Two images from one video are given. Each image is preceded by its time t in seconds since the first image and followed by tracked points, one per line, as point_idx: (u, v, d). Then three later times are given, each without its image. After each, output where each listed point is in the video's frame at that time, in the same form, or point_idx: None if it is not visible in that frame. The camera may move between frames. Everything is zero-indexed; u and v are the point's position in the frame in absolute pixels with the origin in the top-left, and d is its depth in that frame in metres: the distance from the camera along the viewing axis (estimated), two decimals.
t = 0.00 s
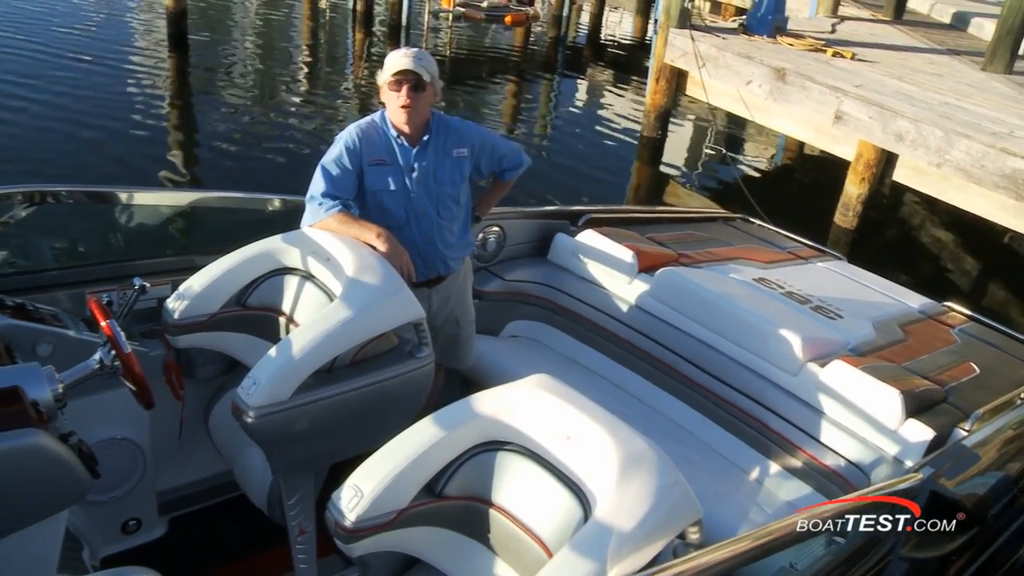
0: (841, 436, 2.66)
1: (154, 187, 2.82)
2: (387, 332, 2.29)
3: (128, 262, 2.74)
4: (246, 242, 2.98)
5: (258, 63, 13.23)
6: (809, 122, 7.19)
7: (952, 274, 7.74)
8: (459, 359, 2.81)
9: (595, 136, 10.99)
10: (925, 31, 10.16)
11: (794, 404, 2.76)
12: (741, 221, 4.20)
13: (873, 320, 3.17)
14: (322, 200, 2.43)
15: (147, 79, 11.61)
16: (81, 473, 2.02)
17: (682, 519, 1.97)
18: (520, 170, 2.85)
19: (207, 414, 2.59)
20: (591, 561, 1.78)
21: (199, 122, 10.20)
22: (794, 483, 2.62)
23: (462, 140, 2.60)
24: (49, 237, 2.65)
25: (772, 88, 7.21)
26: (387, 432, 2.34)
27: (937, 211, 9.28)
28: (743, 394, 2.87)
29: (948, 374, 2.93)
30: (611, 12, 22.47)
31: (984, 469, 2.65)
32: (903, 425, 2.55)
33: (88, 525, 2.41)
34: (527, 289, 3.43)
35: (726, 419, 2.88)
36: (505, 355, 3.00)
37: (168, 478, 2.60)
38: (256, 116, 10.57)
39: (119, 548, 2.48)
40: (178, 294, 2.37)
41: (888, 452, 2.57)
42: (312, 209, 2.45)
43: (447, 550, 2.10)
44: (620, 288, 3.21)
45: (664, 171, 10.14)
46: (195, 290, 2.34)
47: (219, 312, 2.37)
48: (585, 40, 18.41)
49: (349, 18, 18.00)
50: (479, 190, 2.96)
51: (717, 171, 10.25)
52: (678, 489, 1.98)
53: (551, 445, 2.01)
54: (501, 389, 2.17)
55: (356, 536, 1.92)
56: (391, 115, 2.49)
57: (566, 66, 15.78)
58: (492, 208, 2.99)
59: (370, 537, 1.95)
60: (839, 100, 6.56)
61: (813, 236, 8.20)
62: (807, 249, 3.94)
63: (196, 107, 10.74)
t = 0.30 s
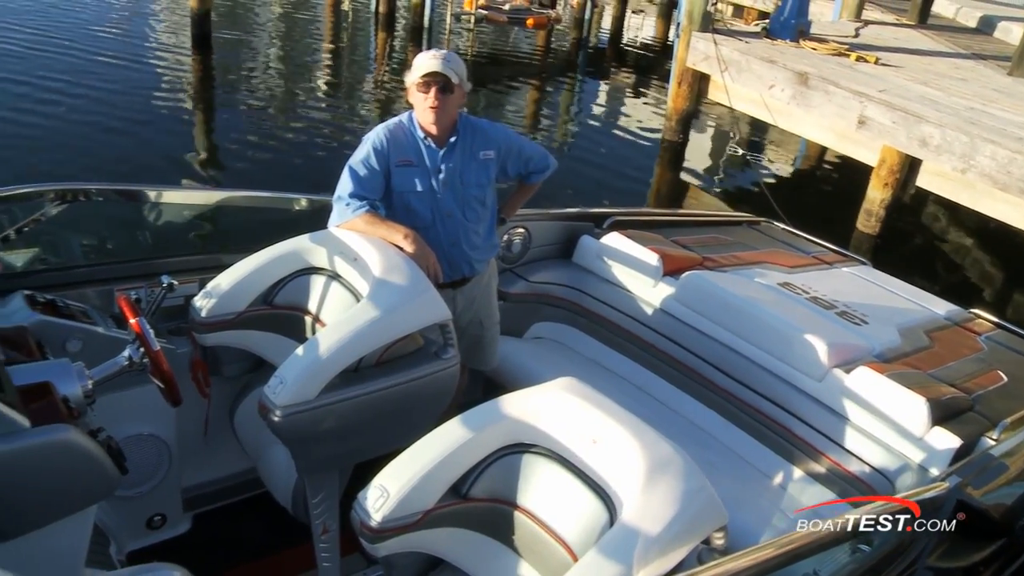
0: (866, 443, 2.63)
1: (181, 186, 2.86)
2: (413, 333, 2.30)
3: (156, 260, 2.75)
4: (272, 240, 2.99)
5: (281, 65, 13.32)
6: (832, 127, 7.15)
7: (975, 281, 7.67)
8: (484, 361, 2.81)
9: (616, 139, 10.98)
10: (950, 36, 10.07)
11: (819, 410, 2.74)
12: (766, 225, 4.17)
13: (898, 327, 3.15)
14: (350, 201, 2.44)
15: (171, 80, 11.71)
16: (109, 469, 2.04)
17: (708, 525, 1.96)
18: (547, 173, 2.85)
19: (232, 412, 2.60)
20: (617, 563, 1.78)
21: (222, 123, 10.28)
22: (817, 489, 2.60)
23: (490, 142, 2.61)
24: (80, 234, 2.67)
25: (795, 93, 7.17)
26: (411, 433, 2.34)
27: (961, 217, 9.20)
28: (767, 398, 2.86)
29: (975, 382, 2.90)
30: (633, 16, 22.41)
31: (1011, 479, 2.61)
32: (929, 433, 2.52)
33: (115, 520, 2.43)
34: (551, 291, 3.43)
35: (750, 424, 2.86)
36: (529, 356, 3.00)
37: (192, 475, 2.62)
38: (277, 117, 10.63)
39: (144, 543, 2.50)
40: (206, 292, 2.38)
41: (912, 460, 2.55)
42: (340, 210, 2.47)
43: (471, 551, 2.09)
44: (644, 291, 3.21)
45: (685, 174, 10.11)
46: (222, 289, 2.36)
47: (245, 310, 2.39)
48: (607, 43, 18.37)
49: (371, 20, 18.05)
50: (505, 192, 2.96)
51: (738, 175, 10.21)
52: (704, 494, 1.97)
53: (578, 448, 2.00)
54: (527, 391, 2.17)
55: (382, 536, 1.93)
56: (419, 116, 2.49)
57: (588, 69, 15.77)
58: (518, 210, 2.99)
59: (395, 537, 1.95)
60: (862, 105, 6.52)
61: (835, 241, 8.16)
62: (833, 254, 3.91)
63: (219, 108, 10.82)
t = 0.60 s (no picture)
0: (895, 451, 2.60)
1: (214, 184, 2.91)
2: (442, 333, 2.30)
3: (187, 257, 2.78)
4: (302, 238, 3.01)
5: (307, 64, 13.42)
6: (860, 132, 7.10)
7: (1004, 289, 7.58)
8: (512, 363, 2.82)
9: (641, 142, 10.96)
10: (981, 41, 9.96)
11: (848, 417, 2.71)
12: (795, 230, 4.14)
13: (928, 334, 3.11)
14: (381, 200, 2.45)
15: (200, 78, 11.83)
16: (140, 462, 2.07)
17: (736, 529, 1.94)
18: (578, 176, 2.85)
19: (261, 409, 2.62)
20: (645, 565, 1.78)
21: (249, 121, 10.37)
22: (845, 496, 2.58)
23: (522, 144, 2.61)
24: (114, 229, 2.72)
25: (823, 98, 7.13)
26: (440, 433, 2.35)
27: (990, 225, 9.09)
28: (794, 403, 2.83)
29: (1007, 391, 2.86)
30: (660, 19, 22.34)
31: None
32: (959, 441, 2.49)
33: (145, 514, 2.46)
34: (579, 293, 3.43)
35: (778, 430, 2.84)
36: (556, 358, 2.99)
37: (222, 470, 2.64)
38: (304, 117, 10.71)
39: (172, 537, 2.53)
40: (237, 290, 2.41)
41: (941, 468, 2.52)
42: (371, 209, 2.48)
43: (496, 551, 2.09)
44: (674, 295, 3.20)
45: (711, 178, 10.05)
46: (254, 286, 2.38)
47: (276, 307, 2.41)
48: (633, 46, 18.35)
49: (398, 20, 18.13)
50: (535, 195, 2.97)
51: (764, 179, 10.15)
52: (733, 498, 1.95)
53: (607, 449, 1.99)
54: (557, 392, 2.17)
55: (411, 535, 1.93)
56: (452, 117, 2.50)
57: (614, 72, 15.75)
58: (548, 213, 2.99)
59: (424, 535, 1.96)
60: (891, 111, 6.46)
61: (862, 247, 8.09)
62: (861, 260, 3.88)
63: (246, 106, 10.93)
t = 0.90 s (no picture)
0: (926, 455, 2.57)
1: (245, 181, 2.94)
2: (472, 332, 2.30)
3: (220, 254, 2.82)
4: (331, 236, 3.03)
5: (335, 64, 13.51)
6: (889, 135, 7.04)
7: None
8: (541, 363, 2.82)
9: (667, 143, 10.93)
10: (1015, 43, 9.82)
11: (878, 420, 2.68)
12: (824, 234, 4.11)
13: (959, 338, 3.07)
14: (413, 199, 2.47)
15: (230, 77, 11.95)
16: (172, 456, 2.10)
17: (766, 529, 1.93)
18: (611, 179, 2.85)
19: (291, 405, 2.64)
20: (675, 564, 1.77)
21: (277, 120, 10.47)
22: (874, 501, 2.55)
23: (555, 147, 2.62)
24: (148, 226, 2.75)
25: (853, 99, 7.08)
26: (469, 431, 2.36)
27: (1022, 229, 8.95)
28: (823, 406, 2.81)
29: None
30: (688, 19, 22.24)
31: None
32: (991, 446, 2.45)
33: (176, 508, 2.48)
34: (607, 294, 3.43)
35: (807, 433, 2.82)
36: (584, 359, 2.99)
37: (250, 466, 2.67)
38: (331, 116, 10.79)
39: (203, 532, 2.55)
40: (269, 287, 2.43)
41: (972, 472, 2.48)
42: (402, 209, 2.50)
43: (524, 549, 2.10)
44: (703, 296, 3.18)
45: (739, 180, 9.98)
46: (285, 283, 2.40)
47: (307, 305, 2.43)
48: (660, 46, 18.28)
49: (425, 20, 18.21)
50: (567, 196, 2.97)
51: (791, 181, 10.08)
52: (763, 499, 1.94)
53: (637, 448, 1.99)
54: (587, 391, 2.16)
55: (440, 531, 1.94)
56: (486, 119, 2.51)
57: (641, 72, 15.71)
58: (579, 215, 2.99)
59: (452, 532, 1.96)
60: (922, 113, 6.40)
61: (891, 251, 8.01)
62: (892, 263, 3.84)
63: (274, 105, 11.03)
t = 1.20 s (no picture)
0: (948, 457, 2.54)
1: (271, 178, 2.95)
2: (494, 329, 2.31)
3: (246, 250, 2.87)
4: (353, 234, 3.05)
5: (356, 61, 13.58)
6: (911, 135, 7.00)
7: None
8: (561, 362, 2.83)
9: (687, 143, 10.90)
10: None
11: (900, 422, 2.66)
12: (846, 235, 4.08)
13: (983, 340, 3.05)
14: (436, 197, 2.50)
15: (251, 74, 12.04)
16: (196, 450, 2.12)
17: (787, 528, 1.92)
18: (634, 179, 2.85)
19: (313, 402, 2.65)
20: (696, 562, 1.78)
21: (298, 117, 10.53)
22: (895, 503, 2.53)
23: (578, 147, 2.64)
24: (173, 222, 2.78)
25: (875, 100, 7.05)
26: (489, 428, 2.36)
27: None
28: (845, 408, 2.80)
29: None
30: (708, 19, 22.15)
31: None
32: (1014, 449, 2.42)
33: (199, 502, 2.50)
34: (628, 294, 3.43)
35: (828, 435, 2.80)
36: (605, 358, 3.00)
37: (272, 462, 2.68)
38: (350, 113, 10.84)
39: (225, 526, 2.57)
40: (292, 283, 2.45)
41: (995, 474, 2.46)
42: (425, 207, 2.52)
43: (545, 546, 2.10)
44: (725, 296, 3.17)
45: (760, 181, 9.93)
46: (308, 280, 2.42)
47: (330, 301, 2.44)
48: (681, 46, 18.23)
49: (446, 18, 18.25)
50: (590, 197, 2.98)
51: (812, 182, 10.02)
52: (785, 498, 1.93)
53: (658, 445, 1.99)
54: (609, 388, 2.16)
55: (462, 526, 1.95)
56: (509, 120, 2.53)
57: (661, 72, 15.68)
58: (602, 216, 3.00)
59: (474, 528, 1.97)
60: (946, 113, 6.36)
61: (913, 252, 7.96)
62: (915, 265, 3.81)
63: (295, 102, 11.10)
